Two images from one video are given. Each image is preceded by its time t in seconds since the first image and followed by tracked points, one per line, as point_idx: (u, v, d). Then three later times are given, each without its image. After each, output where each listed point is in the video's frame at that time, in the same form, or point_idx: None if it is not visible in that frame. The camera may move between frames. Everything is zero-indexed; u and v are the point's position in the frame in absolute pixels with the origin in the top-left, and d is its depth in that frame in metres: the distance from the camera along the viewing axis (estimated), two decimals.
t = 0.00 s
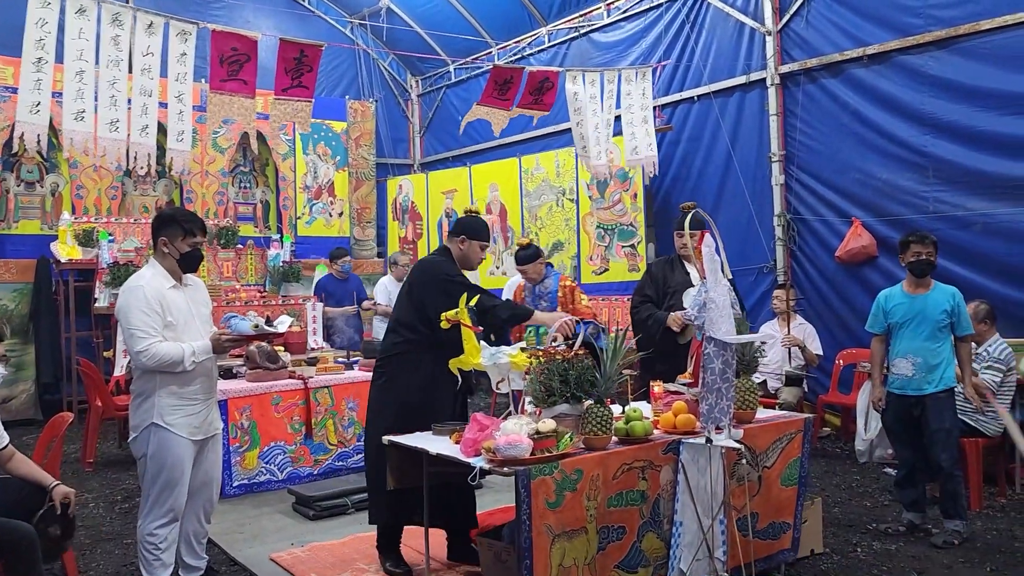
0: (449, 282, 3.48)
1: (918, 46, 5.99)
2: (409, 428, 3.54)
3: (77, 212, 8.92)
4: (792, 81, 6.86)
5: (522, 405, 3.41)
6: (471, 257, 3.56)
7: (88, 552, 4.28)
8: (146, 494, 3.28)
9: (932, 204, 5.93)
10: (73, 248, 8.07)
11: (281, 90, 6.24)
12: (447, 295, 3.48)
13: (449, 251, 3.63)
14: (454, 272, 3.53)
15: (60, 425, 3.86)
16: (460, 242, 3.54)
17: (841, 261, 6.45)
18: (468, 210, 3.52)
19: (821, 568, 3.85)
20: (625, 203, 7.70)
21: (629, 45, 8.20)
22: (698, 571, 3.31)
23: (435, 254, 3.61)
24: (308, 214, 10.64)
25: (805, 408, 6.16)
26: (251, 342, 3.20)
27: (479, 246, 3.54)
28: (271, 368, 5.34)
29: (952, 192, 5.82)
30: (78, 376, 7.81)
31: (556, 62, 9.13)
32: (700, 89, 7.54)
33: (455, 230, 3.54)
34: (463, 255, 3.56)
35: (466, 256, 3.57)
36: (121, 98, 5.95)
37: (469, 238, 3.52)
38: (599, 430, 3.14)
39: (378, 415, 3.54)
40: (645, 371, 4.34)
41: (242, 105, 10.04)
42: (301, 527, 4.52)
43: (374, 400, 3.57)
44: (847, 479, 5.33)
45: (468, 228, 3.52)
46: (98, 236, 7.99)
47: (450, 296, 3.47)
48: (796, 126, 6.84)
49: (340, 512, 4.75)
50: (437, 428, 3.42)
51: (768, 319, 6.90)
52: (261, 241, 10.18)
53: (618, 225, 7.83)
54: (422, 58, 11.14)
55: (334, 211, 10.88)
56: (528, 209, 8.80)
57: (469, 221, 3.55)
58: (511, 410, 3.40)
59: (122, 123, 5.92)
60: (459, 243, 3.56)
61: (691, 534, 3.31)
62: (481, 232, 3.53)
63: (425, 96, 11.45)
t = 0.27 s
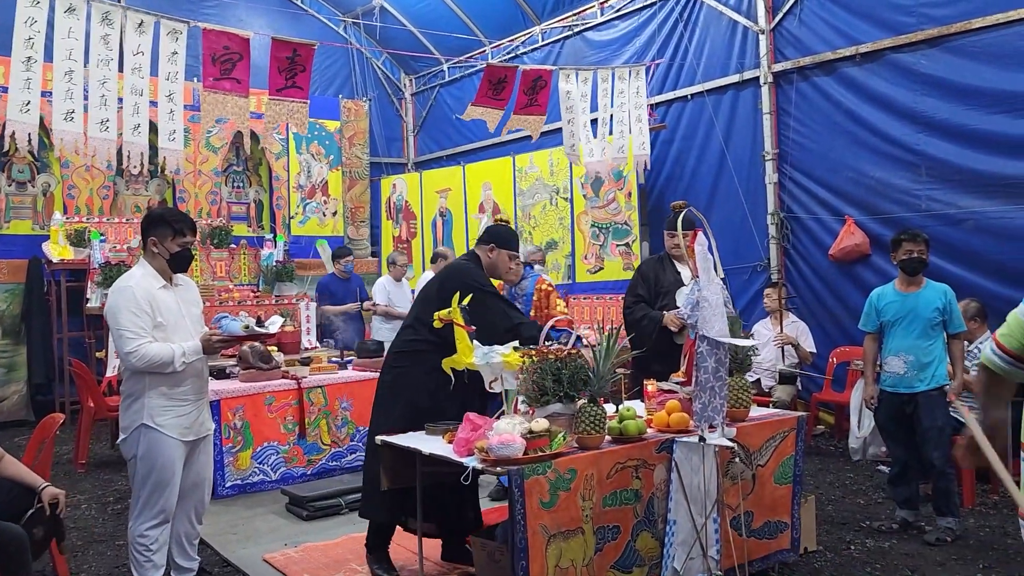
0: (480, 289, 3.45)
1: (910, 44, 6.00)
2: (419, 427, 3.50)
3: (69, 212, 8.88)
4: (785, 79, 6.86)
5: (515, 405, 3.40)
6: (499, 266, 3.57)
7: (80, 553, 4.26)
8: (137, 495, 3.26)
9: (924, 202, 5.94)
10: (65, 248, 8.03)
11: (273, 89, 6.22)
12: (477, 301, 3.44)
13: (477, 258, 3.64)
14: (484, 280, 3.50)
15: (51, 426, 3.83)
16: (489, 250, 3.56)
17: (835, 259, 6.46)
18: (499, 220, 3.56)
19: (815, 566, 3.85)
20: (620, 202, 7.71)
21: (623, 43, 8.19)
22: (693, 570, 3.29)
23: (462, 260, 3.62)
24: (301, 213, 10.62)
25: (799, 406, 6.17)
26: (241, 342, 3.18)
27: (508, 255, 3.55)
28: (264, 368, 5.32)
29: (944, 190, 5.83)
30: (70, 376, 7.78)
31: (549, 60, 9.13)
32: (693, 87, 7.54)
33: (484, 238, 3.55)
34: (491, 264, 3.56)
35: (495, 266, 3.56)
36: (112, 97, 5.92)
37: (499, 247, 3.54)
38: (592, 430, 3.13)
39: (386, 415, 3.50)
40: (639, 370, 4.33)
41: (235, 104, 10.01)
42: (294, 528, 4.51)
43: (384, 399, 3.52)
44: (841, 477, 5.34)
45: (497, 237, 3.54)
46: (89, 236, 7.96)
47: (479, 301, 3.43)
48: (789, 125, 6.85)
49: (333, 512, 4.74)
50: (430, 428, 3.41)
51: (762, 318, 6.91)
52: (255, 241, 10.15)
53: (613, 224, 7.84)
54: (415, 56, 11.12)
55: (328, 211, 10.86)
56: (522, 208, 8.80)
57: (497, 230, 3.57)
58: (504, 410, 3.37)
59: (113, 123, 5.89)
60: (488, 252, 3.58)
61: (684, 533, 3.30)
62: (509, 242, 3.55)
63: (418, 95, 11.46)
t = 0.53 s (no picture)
0: (489, 299, 3.40)
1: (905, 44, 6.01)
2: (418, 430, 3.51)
3: (63, 212, 8.85)
4: (780, 79, 6.87)
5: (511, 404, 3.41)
6: (511, 274, 3.51)
7: (75, 554, 4.25)
8: (131, 496, 3.25)
9: (919, 201, 5.96)
10: (60, 249, 8.01)
11: (268, 88, 6.20)
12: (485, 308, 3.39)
13: (490, 264, 3.57)
14: (496, 289, 3.45)
15: (46, 427, 3.83)
16: (502, 258, 3.49)
17: (830, 258, 6.47)
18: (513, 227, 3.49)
19: (811, 565, 3.86)
20: (616, 202, 7.74)
21: (618, 43, 8.20)
22: (688, 568, 3.30)
23: (475, 265, 3.55)
24: (296, 213, 10.61)
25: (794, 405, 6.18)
26: (236, 342, 3.17)
27: (521, 264, 3.48)
28: (260, 369, 5.31)
29: (939, 189, 5.85)
30: (65, 377, 7.76)
31: (544, 60, 9.13)
32: (688, 87, 7.55)
33: (499, 245, 3.48)
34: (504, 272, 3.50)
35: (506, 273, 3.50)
36: (107, 96, 5.90)
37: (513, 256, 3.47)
38: (588, 429, 3.14)
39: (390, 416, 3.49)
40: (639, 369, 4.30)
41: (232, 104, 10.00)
42: (290, 528, 4.50)
43: (385, 400, 3.51)
44: (836, 476, 5.35)
45: (512, 245, 3.47)
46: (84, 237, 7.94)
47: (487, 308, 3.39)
48: (784, 124, 6.86)
49: (329, 513, 4.74)
50: (426, 427, 3.41)
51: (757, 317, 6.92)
52: (250, 241, 10.13)
53: (609, 224, 7.85)
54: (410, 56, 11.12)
55: (323, 211, 10.85)
56: (517, 207, 8.80)
57: (513, 238, 3.49)
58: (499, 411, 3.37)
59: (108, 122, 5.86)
60: (501, 259, 3.51)
61: (680, 532, 3.31)
62: (525, 251, 3.47)
63: (413, 94, 11.46)
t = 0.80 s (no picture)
0: (495, 304, 3.40)
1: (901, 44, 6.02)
2: (418, 429, 3.51)
3: (60, 213, 8.84)
4: (777, 78, 6.88)
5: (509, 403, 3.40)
6: (517, 278, 3.51)
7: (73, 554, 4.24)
8: (130, 496, 3.25)
9: (915, 201, 5.97)
10: (56, 249, 8.00)
11: (265, 88, 6.19)
12: (489, 313, 3.39)
13: (496, 266, 3.56)
14: (502, 294, 3.44)
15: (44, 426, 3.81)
16: (508, 261, 3.49)
17: (827, 258, 6.48)
18: (520, 230, 3.49)
19: (809, 564, 3.87)
20: (614, 202, 7.74)
21: (615, 43, 8.20)
22: (686, 568, 3.30)
23: (480, 267, 3.55)
24: (294, 213, 10.59)
25: (792, 405, 6.19)
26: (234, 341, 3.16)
27: (526, 267, 3.48)
28: (257, 369, 5.31)
29: (935, 189, 5.86)
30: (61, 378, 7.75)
31: (542, 59, 9.13)
32: (685, 86, 7.56)
33: (505, 248, 3.48)
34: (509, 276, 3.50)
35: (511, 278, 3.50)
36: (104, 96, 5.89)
37: (519, 259, 3.47)
38: (586, 429, 3.13)
39: (394, 414, 3.51)
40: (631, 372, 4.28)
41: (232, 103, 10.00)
42: (288, 528, 4.50)
43: (388, 400, 3.53)
44: (834, 475, 5.36)
45: (518, 248, 3.47)
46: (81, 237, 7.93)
47: (491, 314, 3.39)
48: (781, 124, 6.86)
49: (327, 512, 4.73)
50: (424, 426, 3.41)
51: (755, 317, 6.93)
52: (247, 241, 10.13)
53: (607, 223, 7.87)
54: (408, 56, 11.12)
55: (321, 211, 10.84)
56: (515, 207, 8.80)
57: (518, 241, 3.50)
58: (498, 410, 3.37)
59: (105, 122, 5.85)
60: (507, 263, 3.51)
61: (679, 532, 3.32)
62: (530, 254, 3.48)
63: (410, 94, 11.46)
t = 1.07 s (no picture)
0: (498, 306, 3.40)
1: (898, 44, 6.04)
2: (416, 429, 3.51)
3: (57, 212, 8.83)
4: (774, 78, 6.89)
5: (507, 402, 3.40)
6: (518, 279, 3.52)
7: (71, 553, 4.24)
8: (128, 494, 3.25)
9: (912, 200, 5.99)
10: (53, 248, 7.98)
11: (263, 87, 6.18)
12: (492, 316, 3.40)
13: (497, 267, 3.57)
14: (505, 296, 3.44)
15: (42, 425, 3.81)
16: (509, 262, 3.49)
17: (824, 257, 6.49)
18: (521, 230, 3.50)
19: (805, 563, 3.87)
20: (611, 201, 7.73)
21: (613, 43, 8.21)
22: (683, 566, 3.36)
23: (481, 268, 3.55)
24: (291, 212, 10.58)
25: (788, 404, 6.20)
26: (235, 340, 3.23)
27: (528, 268, 3.49)
28: (255, 367, 5.32)
29: (932, 189, 5.87)
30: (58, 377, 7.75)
31: (539, 59, 9.14)
32: (683, 86, 7.56)
33: (506, 249, 3.49)
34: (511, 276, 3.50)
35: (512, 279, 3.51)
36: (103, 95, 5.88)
37: (520, 260, 3.48)
38: (583, 428, 3.13)
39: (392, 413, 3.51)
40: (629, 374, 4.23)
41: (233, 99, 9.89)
42: (286, 527, 4.50)
43: (387, 399, 3.53)
44: (830, 474, 5.37)
45: (519, 249, 3.47)
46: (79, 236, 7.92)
47: (494, 316, 3.39)
48: (778, 124, 6.87)
49: (324, 512, 4.73)
50: (422, 425, 3.42)
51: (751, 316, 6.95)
52: (245, 240, 10.12)
53: (604, 224, 7.84)
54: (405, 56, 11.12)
55: (318, 210, 10.82)
56: (512, 207, 8.81)
57: (519, 242, 3.50)
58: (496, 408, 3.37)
59: (104, 120, 5.84)
60: (508, 263, 3.51)
61: (675, 530, 3.33)
62: (531, 255, 3.48)
63: (408, 94, 11.46)
